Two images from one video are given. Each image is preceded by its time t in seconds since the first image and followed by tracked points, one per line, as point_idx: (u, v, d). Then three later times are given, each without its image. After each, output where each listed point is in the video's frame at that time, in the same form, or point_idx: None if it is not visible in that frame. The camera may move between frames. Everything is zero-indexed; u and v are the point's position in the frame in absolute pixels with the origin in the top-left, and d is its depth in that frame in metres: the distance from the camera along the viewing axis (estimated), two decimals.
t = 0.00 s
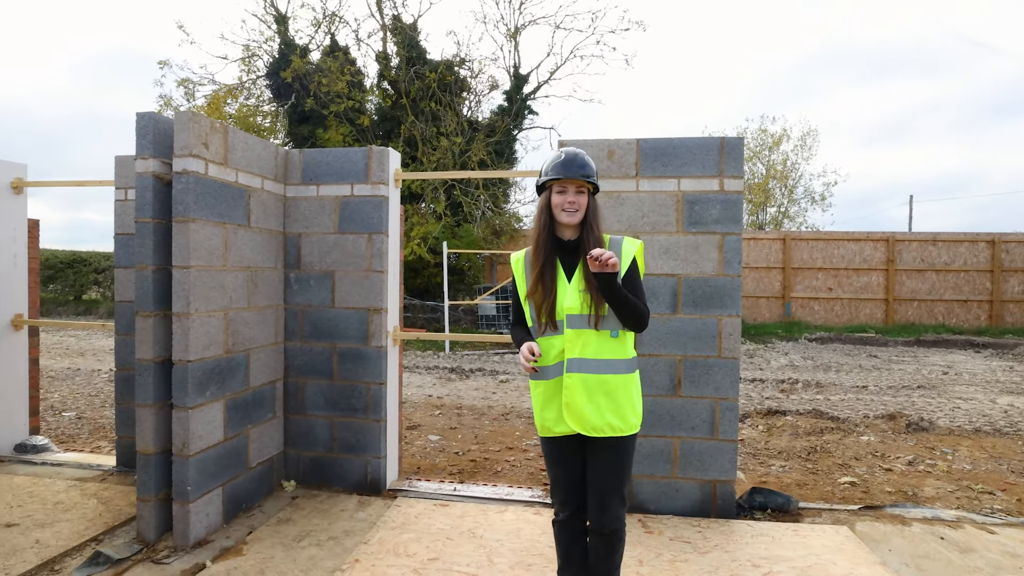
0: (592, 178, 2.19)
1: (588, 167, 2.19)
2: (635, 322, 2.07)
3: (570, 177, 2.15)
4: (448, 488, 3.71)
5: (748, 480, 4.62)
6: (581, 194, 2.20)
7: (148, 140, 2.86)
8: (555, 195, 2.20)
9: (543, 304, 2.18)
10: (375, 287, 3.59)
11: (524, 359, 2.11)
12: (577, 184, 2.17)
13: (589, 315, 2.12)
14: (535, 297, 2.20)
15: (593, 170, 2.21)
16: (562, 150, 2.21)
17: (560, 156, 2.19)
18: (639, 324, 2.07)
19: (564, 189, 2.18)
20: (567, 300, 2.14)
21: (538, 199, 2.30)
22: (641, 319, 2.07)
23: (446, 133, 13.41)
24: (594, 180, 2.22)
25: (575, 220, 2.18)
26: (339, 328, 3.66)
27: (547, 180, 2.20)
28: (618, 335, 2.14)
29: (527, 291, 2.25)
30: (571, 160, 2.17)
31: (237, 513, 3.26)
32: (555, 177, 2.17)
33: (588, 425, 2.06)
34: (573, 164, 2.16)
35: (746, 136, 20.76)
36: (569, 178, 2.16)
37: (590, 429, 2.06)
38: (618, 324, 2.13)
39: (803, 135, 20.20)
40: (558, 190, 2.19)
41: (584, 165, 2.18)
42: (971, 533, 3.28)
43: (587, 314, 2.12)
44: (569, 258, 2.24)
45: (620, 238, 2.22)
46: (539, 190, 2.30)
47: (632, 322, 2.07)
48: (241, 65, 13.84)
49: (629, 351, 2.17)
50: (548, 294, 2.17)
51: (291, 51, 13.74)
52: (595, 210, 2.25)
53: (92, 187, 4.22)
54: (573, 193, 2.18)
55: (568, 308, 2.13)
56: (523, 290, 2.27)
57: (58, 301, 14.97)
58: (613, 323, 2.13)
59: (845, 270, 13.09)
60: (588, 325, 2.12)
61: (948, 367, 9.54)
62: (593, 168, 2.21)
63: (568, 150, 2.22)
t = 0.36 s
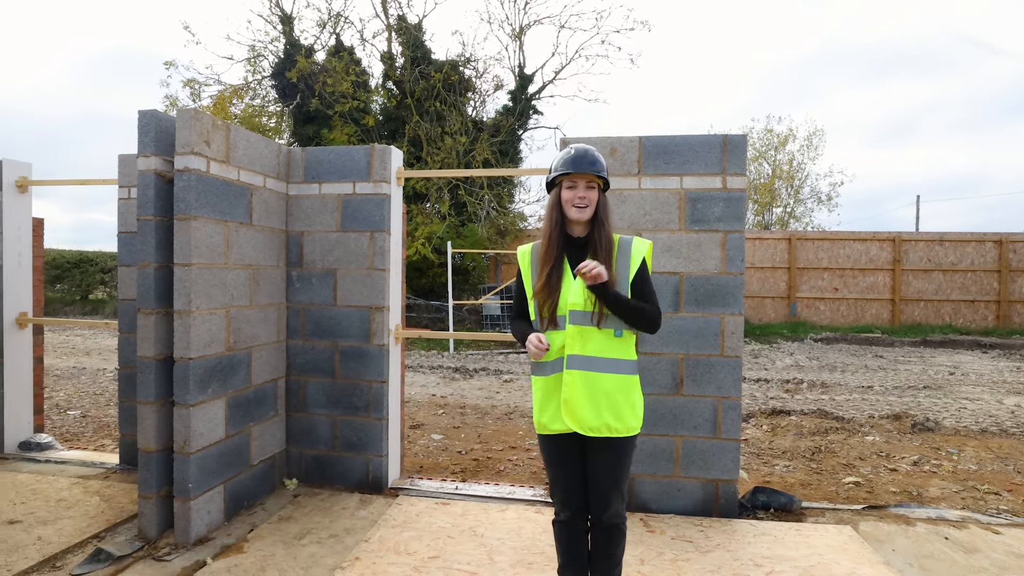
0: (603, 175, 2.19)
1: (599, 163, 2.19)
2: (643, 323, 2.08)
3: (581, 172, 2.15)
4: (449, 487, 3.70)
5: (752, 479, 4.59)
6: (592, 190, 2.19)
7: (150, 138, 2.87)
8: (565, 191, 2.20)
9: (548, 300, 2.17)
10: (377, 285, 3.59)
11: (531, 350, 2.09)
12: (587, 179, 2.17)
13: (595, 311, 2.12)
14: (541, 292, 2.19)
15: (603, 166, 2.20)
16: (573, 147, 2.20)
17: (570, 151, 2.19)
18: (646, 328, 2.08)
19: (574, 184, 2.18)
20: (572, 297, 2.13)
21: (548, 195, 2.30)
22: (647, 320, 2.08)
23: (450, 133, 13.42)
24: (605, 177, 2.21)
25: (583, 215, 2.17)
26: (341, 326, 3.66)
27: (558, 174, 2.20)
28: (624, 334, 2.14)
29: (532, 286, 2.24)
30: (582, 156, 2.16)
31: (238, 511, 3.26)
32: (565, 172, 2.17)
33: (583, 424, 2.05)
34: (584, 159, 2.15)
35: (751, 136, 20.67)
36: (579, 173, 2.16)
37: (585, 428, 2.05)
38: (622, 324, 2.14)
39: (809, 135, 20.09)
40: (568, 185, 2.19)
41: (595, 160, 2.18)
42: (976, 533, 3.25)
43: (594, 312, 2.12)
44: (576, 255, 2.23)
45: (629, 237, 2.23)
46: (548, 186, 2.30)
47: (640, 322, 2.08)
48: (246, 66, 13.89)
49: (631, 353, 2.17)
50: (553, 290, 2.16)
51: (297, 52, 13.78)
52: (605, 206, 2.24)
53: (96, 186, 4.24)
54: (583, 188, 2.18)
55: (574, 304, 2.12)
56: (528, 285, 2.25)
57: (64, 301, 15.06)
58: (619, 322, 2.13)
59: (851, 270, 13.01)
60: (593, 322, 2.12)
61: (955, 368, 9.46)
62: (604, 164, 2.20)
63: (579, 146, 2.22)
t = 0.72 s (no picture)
0: (605, 174, 2.18)
1: (602, 162, 2.18)
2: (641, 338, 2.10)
3: (584, 171, 2.14)
4: (444, 487, 3.68)
5: (749, 479, 4.58)
6: (594, 189, 2.18)
7: (142, 136, 2.86)
8: (566, 189, 2.18)
9: (547, 299, 2.15)
10: (372, 285, 3.57)
11: (543, 334, 2.00)
12: (590, 178, 2.16)
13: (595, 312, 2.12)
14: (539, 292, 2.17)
15: (606, 166, 2.19)
16: (576, 145, 2.19)
17: (573, 150, 2.17)
18: (643, 342, 2.11)
19: (577, 183, 2.17)
20: (572, 297, 2.12)
21: (549, 193, 2.28)
22: (648, 330, 2.11)
23: (449, 133, 13.41)
24: (607, 177, 2.21)
25: (585, 214, 2.16)
26: (335, 326, 3.65)
27: (560, 172, 2.18)
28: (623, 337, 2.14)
29: (529, 285, 2.21)
30: (584, 154, 2.15)
31: (232, 511, 3.25)
32: (568, 170, 2.15)
33: (581, 425, 2.03)
34: (586, 158, 2.14)
35: (751, 136, 20.63)
36: (582, 172, 2.15)
37: (583, 429, 2.02)
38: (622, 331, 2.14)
39: (809, 135, 20.05)
40: (570, 183, 2.18)
41: (597, 159, 2.17)
42: (973, 534, 3.24)
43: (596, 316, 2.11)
44: (576, 255, 2.22)
45: (631, 242, 2.24)
46: (549, 184, 2.28)
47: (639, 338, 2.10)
48: (245, 66, 13.89)
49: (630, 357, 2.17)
50: (552, 290, 2.14)
51: (295, 52, 13.78)
52: (607, 206, 2.23)
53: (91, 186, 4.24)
54: (585, 187, 2.17)
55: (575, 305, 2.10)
56: (524, 283, 2.22)
57: (63, 301, 15.05)
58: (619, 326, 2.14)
59: (850, 270, 12.99)
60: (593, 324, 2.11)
61: (954, 368, 9.44)
62: (607, 164, 2.20)
63: (581, 144, 2.21)
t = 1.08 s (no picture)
0: (604, 175, 2.17)
1: (601, 163, 2.17)
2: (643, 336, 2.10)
3: (584, 171, 2.12)
4: (440, 489, 3.67)
5: (746, 481, 4.56)
6: (593, 190, 2.17)
7: (136, 137, 2.85)
8: (566, 190, 2.17)
9: (545, 300, 2.12)
10: (367, 286, 3.56)
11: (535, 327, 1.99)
12: (589, 179, 2.15)
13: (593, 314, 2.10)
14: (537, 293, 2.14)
15: (605, 167, 2.19)
16: (574, 146, 2.18)
17: (572, 150, 2.16)
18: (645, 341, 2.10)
19: (576, 184, 2.15)
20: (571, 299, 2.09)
21: (547, 194, 2.26)
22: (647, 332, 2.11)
23: (448, 133, 13.40)
24: (606, 178, 2.20)
25: (583, 216, 2.15)
26: (331, 327, 3.63)
27: (558, 172, 2.16)
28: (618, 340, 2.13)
29: (525, 286, 2.19)
30: (583, 155, 2.14)
31: (226, 513, 3.24)
32: (567, 171, 2.14)
33: (577, 429, 2.01)
34: (586, 159, 2.13)
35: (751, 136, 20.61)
36: (581, 173, 2.13)
37: (579, 434, 2.01)
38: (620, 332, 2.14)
39: (809, 136, 20.03)
40: (569, 184, 2.16)
41: (596, 160, 2.15)
42: (971, 537, 3.22)
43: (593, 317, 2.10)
44: (573, 256, 2.21)
45: (627, 244, 2.23)
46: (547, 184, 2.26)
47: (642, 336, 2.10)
48: (245, 66, 13.89)
49: (627, 361, 2.16)
50: (550, 291, 2.12)
51: (295, 52, 13.77)
52: (605, 207, 2.22)
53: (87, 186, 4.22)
54: (584, 188, 2.15)
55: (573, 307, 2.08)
56: (521, 285, 2.19)
57: (63, 301, 15.03)
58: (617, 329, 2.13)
59: (850, 271, 12.97)
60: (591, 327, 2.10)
61: (953, 369, 9.42)
62: (606, 165, 2.19)
63: (579, 145, 2.19)
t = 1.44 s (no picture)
0: (598, 173, 2.15)
1: (594, 161, 2.15)
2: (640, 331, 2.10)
3: (576, 169, 2.11)
4: (435, 490, 3.65)
5: (744, 482, 4.54)
6: (585, 188, 2.15)
7: (129, 136, 2.84)
8: (558, 188, 2.16)
9: (538, 300, 2.10)
10: (363, 286, 3.55)
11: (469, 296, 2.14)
12: (581, 177, 2.14)
13: (588, 315, 2.08)
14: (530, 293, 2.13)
15: (599, 165, 2.16)
16: (568, 143, 2.17)
17: (564, 148, 2.15)
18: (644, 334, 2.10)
19: (568, 182, 2.14)
20: (565, 299, 2.07)
21: (541, 194, 2.25)
22: (643, 330, 2.10)
23: (448, 133, 13.39)
24: (600, 176, 2.18)
25: (576, 214, 2.13)
26: (326, 327, 3.61)
27: (551, 171, 2.16)
28: (613, 341, 2.11)
29: (520, 286, 2.17)
30: (575, 153, 2.12)
31: (220, 514, 3.23)
32: (558, 169, 2.13)
33: (571, 430, 1.99)
34: (577, 156, 2.12)
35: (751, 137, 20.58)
36: (573, 170, 2.12)
37: (573, 434, 1.99)
38: (616, 330, 2.11)
39: (810, 136, 19.99)
40: (561, 182, 2.15)
41: (589, 158, 2.14)
42: (969, 538, 3.20)
43: (588, 316, 2.08)
44: (567, 256, 2.19)
45: (625, 243, 2.20)
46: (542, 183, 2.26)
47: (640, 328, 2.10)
48: (244, 66, 13.89)
49: (622, 362, 2.13)
50: (544, 291, 2.10)
51: (294, 52, 13.77)
52: (600, 206, 2.20)
53: (82, 186, 4.20)
54: (577, 186, 2.14)
55: (568, 307, 2.06)
56: (515, 285, 2.18)
57: (62, 301, 15.01)
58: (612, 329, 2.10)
59: (850, 271, 12.95)
60: (584, 328, 2.08)
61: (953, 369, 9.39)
62: (600, 163, 2.17)
63: (573, 143, 2.18)
